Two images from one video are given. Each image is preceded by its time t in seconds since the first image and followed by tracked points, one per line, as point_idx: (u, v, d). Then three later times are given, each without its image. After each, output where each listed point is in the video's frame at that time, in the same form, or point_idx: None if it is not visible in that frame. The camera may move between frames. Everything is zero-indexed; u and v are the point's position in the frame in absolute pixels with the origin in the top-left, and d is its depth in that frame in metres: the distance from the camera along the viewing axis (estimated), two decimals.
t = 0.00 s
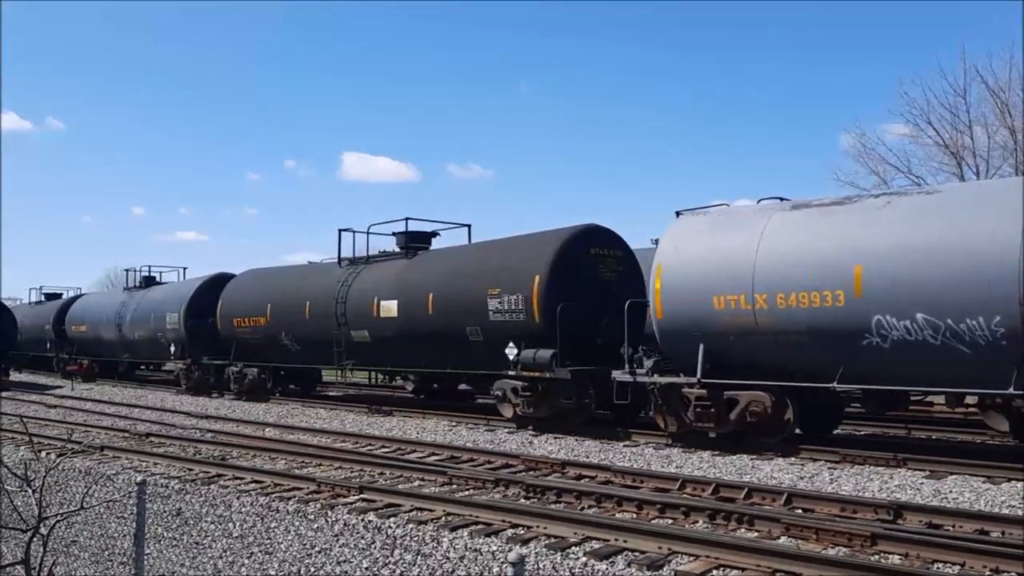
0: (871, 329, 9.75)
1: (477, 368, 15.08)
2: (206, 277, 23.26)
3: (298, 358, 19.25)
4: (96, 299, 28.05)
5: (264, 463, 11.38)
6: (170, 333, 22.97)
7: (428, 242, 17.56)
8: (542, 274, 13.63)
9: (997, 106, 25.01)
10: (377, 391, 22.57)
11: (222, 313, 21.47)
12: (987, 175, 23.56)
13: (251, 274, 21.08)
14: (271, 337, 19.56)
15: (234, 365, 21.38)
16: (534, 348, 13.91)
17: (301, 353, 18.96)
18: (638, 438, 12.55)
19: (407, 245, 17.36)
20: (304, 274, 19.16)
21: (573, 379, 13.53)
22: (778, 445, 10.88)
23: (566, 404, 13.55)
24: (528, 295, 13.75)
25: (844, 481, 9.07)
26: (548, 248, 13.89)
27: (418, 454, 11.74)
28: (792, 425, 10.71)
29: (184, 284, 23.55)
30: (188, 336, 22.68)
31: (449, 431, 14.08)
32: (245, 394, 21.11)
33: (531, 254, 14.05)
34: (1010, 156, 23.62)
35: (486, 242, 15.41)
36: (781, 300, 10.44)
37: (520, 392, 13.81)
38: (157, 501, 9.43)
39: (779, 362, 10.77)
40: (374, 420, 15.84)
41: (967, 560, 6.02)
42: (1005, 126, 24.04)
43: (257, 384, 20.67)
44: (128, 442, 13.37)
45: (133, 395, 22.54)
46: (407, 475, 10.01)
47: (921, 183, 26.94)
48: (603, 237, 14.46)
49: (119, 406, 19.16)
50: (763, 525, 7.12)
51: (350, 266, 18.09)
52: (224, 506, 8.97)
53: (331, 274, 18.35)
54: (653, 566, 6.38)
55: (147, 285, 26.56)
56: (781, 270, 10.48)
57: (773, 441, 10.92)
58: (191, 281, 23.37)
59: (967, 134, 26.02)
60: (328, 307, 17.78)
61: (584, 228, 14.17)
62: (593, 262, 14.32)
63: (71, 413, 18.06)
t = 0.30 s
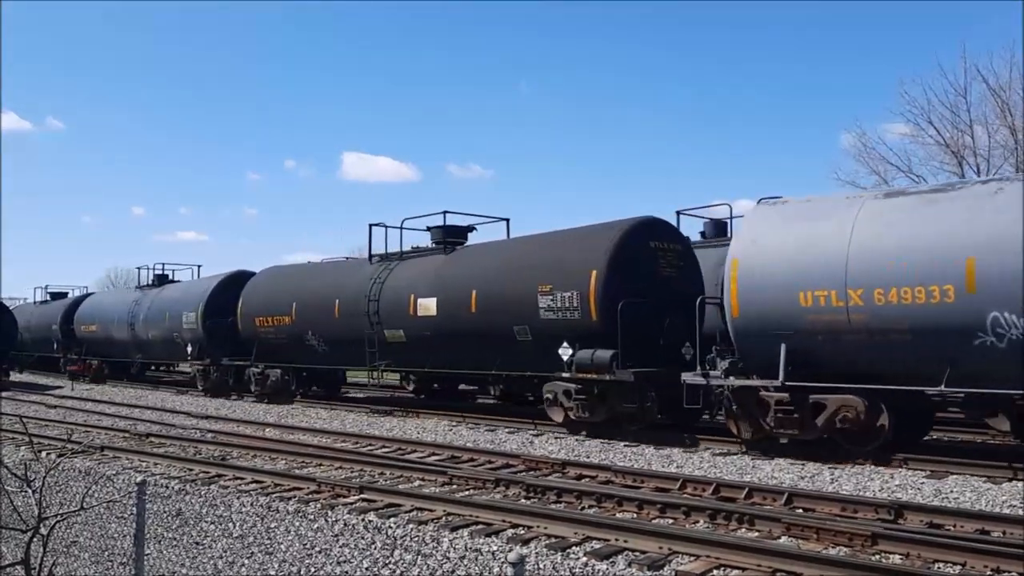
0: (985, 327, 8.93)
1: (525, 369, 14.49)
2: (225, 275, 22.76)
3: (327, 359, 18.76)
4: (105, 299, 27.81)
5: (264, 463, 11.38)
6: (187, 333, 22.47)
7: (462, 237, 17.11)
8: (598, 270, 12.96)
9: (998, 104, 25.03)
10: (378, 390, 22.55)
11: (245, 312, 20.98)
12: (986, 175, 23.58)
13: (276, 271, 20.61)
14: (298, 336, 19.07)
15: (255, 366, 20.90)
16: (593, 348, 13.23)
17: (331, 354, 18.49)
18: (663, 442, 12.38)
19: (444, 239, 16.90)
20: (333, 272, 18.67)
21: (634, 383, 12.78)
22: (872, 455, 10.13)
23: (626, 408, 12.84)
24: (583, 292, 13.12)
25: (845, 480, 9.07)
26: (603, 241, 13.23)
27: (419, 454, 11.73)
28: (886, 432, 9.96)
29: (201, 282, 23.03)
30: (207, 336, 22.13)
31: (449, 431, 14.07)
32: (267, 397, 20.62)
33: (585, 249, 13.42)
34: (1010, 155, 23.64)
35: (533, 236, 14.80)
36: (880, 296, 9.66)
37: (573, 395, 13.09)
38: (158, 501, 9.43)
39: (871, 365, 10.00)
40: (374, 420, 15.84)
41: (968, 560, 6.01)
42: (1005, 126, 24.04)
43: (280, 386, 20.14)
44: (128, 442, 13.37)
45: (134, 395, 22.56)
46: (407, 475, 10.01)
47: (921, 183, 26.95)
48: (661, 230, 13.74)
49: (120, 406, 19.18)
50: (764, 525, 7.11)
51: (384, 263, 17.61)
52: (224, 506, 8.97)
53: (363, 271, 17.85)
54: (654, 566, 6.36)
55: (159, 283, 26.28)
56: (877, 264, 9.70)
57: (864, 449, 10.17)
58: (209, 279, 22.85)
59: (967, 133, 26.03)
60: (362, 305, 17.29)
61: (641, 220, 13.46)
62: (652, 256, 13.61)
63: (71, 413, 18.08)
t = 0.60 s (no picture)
0: None
1: (578, 373, 13.74)
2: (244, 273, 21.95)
3: (357, 361, 18.02)
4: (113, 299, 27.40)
5: (265, 463, 11.38)
6: (205, 333, 21.71)
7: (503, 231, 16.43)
8: (666, 265, 12.16)
9: (999, 103, 25.03)
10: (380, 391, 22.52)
11: (268, 311, 20.18)
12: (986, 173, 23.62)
13: (304, 268, 19.88)
14: (326, 336, 18.33)
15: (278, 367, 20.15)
16: (658, 348, 12.38)
17: (361, 353, 17.74)
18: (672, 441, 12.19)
19: (486, 233, 16.33)
20: (365, 269, 17.95)
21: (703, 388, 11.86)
22: (985, 465, 9.28)
23: (697, 412, 11.89)
24: (649, 288, 12.30)
25: (846, 480, 9.07)
26: (670, 233, 12.42)
27: (420, 454, 11.74)
28: (1000, 438, 9.04)
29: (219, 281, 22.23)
30: (229, 336, 21.29)
31: (450, 430, 14.09)
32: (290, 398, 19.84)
33: (648, 242, 12.63)
34: (1011, 154, 23.68)
35: (588, 229, 14.02)
36: (995, 292, 8.70)
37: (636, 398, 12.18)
38: (159, 502, 9.44)
39: (991, 365, 9.00)
40: (375, 420, 15.85)
41: (968, 559, 6.01)
42: (1006, 124, 24.06)
43: (306, 387, 19.40)
44: (130, 442, 13.39)
45: (135, 395, 22.59)
46: (408, 475, 10.01)
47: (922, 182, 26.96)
48: (728, 222, 12.90)
49: (121, 407, 19.21)
50: (764, 525, 7.11)
51: (421, 260, 16.87)
52: (225, 506, 8.98)
53: (398, 268, 17.12)
54: (655, 566, 6.36)
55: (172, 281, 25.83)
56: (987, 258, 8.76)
57: (975, 457, 9.34)
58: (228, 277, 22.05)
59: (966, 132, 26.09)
60: (398, 303, 16.56)
61: (708, 211, 12.64)
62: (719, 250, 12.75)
63: (72, 413, 18.11)
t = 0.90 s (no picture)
0: None
1: (639, 374, 12.76)
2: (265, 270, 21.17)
3: (391, 361, 17.08)
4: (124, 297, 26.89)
5: (266, 463, 11.38)
6: (226, 332, 20.89)
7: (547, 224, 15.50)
8: (742, 258, 11.11)
9: (1001, 103, 25.00)
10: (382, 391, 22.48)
11: (295, 310, 19.26)
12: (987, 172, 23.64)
13: (334, 265, 18.93)
14: (358, 336, 17.39)
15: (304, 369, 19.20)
16: (733, 348, 11.37)
17: (395, 352, 16.80)
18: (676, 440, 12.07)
19: (529, 227, 15.47)
20: (401, 265, 16.98)
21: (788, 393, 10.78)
22: None
23: (779, 417, 10.82)
24: (723, 283, 11.26)
25: (846, 479, 9.07)
26: (744, 223, 11.37)
27: (420, 453, 11.74)
28: None
29: (239, 278, 21.46)
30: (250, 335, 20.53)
31: (450, 430, 14.10)
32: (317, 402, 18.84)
33: (719, 234, 11.60)
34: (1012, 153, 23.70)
35: (651, 219, 13.01)
36: None
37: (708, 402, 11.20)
38: (159, 501, 9.44)
39: None
40: (376, 419, 15.86)
41: (969, 558, 6.01)
42: (1006, 123, 24.07)
43: (334, 389, 18.36)
44: (130, 442, 13.40)
45: (136, 395, 22.59)
46: (408, 474, 10.01)
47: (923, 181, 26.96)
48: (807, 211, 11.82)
49: (121, 406, 19.21)
50: (765, 524, 7.11)
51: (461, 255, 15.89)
52: (226, 506, 8.98)
53: (437, 265, 16.14)
54: (655, 565, 6.36)
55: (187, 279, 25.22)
56: None
57: None
58: (249, 274, 21.27)
59: (971, 132, 27.41)
60: (437, 301, 15.60)
61: (787, 200, 11.56)
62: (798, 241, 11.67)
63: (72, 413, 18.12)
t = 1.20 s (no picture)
0: None
1: (708, 376, 11.93)
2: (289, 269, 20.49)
3: (426, 363, 16.24)
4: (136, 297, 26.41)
5: (266, 463, 11.38)
6: (248, 332, 20.23)
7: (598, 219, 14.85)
8: (831, 251, 10.31)
9: (1001, 103, 24.97)
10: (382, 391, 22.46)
11: (321, 309, 18.35)
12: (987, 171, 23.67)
13: (363, 261, 18.08)
14: (391, 336, 16.47)
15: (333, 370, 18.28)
16: (820, 348, 10.57)
17: (432, 353, 15.90)
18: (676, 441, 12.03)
19: (580, 219, 14.64)
20: (437, 261, 16.13)
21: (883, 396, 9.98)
22: None
23: (876, 422, 10.06)
24: (810, 278, 10.45)
25: (846, 479, 9.07)
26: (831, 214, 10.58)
27: (420, 454, 11.76)
28: None
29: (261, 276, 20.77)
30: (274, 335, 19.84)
31: (451, 430, 14.13)
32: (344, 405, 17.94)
33: (802, 226, 10.80)
34: (1012, 152, 23.71)
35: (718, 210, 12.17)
36: None
37: (793, 407, 10.44)
38: (160, 502, 9.45)
39: None
40: (376, 419, 15.87)
41: (969, 558, 6.01)
42: (1007, 123, 24.08)
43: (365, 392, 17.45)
44: (131, 443, 13.41)
45: (137, 396, 22.59)
46: (409, 475, 10.01)
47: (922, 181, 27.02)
48: (896, 201, 11.08)
49: (122, 407, 19.20)
50: (765, 524, 7.11)
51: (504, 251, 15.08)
52: (227, 506, 8.99)
53: (480, 260, 15.29)
54: (656, 565, 6.37)
55: (204, 277, 24.64)
56: None
57: None
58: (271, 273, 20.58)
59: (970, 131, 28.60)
60: (480, 298, 14.74)
61: (875, 189, 10.80)
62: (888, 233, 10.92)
63: (73, 414, 18.12)
